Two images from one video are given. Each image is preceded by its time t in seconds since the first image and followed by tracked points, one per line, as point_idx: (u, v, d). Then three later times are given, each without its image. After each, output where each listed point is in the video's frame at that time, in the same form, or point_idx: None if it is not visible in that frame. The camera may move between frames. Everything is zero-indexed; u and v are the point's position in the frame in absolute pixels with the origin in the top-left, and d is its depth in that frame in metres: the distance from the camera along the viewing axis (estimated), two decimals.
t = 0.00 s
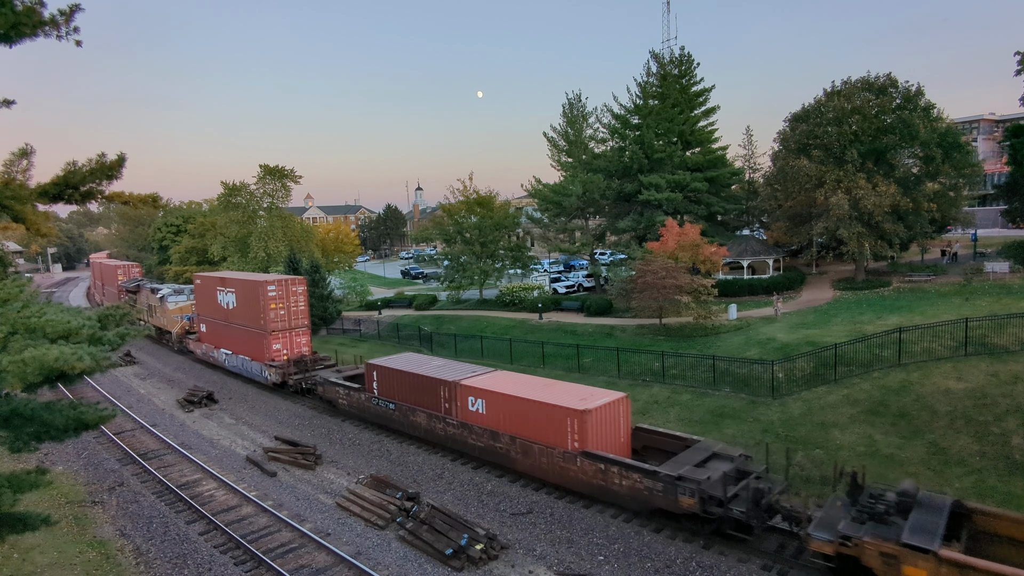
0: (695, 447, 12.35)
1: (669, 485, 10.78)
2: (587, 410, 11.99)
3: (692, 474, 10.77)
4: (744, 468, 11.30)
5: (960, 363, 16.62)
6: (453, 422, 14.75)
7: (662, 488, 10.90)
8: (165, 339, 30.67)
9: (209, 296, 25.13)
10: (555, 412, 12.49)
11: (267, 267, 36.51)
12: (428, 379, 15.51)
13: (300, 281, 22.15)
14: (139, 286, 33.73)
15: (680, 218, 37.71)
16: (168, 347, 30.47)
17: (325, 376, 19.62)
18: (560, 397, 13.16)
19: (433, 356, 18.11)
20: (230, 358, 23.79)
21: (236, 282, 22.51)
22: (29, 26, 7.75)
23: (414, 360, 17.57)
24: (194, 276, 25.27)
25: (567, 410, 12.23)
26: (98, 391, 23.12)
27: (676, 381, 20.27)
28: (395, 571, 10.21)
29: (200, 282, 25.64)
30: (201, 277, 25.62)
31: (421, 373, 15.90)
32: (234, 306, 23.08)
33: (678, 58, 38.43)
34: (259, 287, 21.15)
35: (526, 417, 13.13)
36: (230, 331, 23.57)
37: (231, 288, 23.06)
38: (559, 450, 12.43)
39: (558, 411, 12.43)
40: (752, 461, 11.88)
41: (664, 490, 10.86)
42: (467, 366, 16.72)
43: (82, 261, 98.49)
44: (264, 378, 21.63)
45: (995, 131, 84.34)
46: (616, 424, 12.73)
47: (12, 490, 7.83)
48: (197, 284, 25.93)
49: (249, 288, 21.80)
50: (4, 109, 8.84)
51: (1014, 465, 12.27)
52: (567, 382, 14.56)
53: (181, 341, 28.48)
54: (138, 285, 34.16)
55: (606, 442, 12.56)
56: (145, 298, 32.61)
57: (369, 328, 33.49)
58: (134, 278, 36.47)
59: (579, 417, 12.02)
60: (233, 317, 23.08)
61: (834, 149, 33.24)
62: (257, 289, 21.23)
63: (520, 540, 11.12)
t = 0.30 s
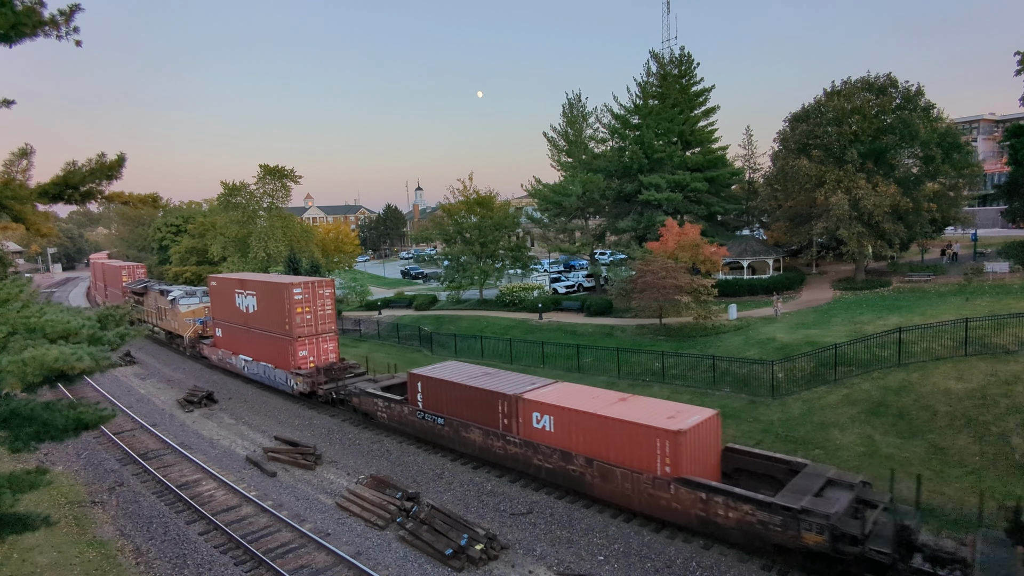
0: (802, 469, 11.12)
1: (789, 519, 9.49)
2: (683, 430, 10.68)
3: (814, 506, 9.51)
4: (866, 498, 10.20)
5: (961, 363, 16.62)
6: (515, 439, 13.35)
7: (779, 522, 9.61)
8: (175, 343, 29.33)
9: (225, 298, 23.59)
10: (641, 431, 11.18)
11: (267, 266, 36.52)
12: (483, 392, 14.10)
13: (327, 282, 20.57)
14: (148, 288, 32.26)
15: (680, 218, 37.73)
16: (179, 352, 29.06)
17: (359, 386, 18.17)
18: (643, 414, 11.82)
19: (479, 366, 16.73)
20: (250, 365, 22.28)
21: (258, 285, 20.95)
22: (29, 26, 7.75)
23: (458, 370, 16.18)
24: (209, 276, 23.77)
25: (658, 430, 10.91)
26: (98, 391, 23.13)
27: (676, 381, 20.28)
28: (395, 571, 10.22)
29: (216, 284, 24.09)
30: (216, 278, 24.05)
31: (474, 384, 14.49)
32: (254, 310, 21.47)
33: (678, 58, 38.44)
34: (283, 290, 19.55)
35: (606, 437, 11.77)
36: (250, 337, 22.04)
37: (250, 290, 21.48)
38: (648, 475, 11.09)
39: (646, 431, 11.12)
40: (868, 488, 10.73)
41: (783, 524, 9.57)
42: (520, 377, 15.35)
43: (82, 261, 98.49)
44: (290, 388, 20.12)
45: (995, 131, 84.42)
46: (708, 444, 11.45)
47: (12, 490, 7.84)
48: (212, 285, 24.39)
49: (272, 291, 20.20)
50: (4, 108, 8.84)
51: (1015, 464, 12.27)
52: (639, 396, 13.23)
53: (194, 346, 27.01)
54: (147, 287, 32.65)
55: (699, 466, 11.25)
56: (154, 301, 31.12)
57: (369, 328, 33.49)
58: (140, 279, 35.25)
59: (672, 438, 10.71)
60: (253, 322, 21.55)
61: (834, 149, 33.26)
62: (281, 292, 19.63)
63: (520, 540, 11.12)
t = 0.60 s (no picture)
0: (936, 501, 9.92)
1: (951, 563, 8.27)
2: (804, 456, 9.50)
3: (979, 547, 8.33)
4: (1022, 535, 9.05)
5: (961, 363, 16.61)
6: (593, 461, 12.06)
7: (937, 567, 8.38)
8: (187, 346, 28.16)
9: (246, 301, 22.22)
10: (751, 456, 10.00)
11: (267, 267, 36.51)
12: (552, 408, 12.81)
13: (358, 285, 19.30)
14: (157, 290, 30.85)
15: (680, 218, 37.72)
16: (193, 357, 27.80)
17: (401, 398, 16.78)
18: (747, 437, 10.62)
19: (536, 378, 15.41)
20: (275, 373, 20.83)
21: (284, 287, 19.64)
22: (29, 26, 7.75)
23: (515, 383, 14.88)
24: (227, 279, 22.51)
25: (773, 456, 9.74)
26: (99, 391, 23.16)
27: (676, 381, 20.28)
28: (395, 571, 10.22)
29: (236, 286, 22.76)
30: (236, 280, 22.71)
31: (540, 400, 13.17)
32: (280, 314, 20.13)
33: (678, 58, 38.42)
34: (314, 293, 18.26)
35: (708, 461, 10.53)
36: (275, 343, 20.69)
37: (276, 293, 20.18)
38: (761, 506, 9.89)
39: (758, 456, 9.92)
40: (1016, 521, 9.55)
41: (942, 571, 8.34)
42: (586, 391, 14.07)
43: (82, 262, 98.55)
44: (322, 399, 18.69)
45: (995, 130, 84.41)
46: (823, 469, 10.26)
47: (12, 490, 7.83)
48: (228, 289, 23.09)
49: (301, 293, 18.91)
50: (4, 109, 8.84)
51: (1015, 464, 12.27)
52: (729, 414, 11.99)
53: (209, 352, 25.70)
54: (156, 289, 31.27)
55: (816, 496, 10.07)
56: (164, 303, 29.76)
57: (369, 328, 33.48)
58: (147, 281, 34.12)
59: (792, 465, 9.53)
60: (278, 327, 20.24)
61: (834, 149, 33.25)
62: (313, 295, 18.34)
63: (520, 541, 11.12)
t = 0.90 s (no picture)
0: None
1: None
2: (964, 489, 8.17)
3: None
4: None
5: (960, 363, 16.63)
6: (691, 489, 10.63)
7: None
8: (200, 352, 26.91)
9: (268, 305, 21.09)
10: (894, 489, 8.64)
11: (267, 267, 36.53)
12: (635, 427, 11.41)
13: (394, 288, 18.28)
14: (168, 293, 29.53)
15: (680, 218, 37.74)
16: (207, 364, 26.48)
17: (450, 412, 15.35)
18: (880, 463, 9.25)
19: (601, 391, 13.97)
20: (302, 383, 19.63)
21: (314, 290, 18.58)
22: (29, 26, 7.75)
23: (583, 398, 13.41)
24: (248, 281, 21.45)
25: (924, 488, 8.39)
26: (99, 391, 23.18)
27: (676, 381, 20.29)
28: (395, 571, 10.22)
29: (257, 290, 21.66)
30: (257, 283, 21.61)
31: (621, 418, 11.69)
32: (309, 319, 19.08)
33: (678, 58, 38.43)
34: (349, 297, 17.22)
35: (835, 491, 9.19)
36: (302, 350, 19.58)
37: (303, 296, 19.13)
38: (908, 546, 8.57)
39: (903, 490, 8.57)
40: None
41: None
42: (665, 407, 12.61)
43: (82, 262, 98.68)
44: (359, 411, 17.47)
45: (995, 130, 84.46)
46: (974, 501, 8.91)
47: (13, 490, 7.83)
48: (248, 291, 22.04)
49: (333, 297, 17.88)
50: (4, 109, 8.85)
51: (1016, 464, 12.27)
52: (845, 434, 10.58)
53: (226, 358, 24.40)
54: (166, 292, 29.98)
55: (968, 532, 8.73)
56: (175, 307, 28.46)
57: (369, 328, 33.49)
58: (155, 283, 32.91)
59: (949, 500, 8.20)
60: (306, 332, 19.17)
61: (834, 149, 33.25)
62: (348, 298, 17.30)
63: (520, 540, 11.13)
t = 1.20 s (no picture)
0: None
1: None
2: None
3: None
4: None
5: (960, 363, 16.63)
6: (816, 523, 9.24)
7: None
8: (216, 357, 25.66)
9: (296, 309, 19.73)
10: None
11: (267, 267, 36.51)
12: (744, 452, 9.96)
13: (438, 291, 16.87)
14: (180, 295, 28.22)
15: (680, 218, 37.75)
16: (225, 370, 25.19)
17: (510, 427, 13.88)
18: None
19: (685, 406, 12.50)
20: (334, 394, 18.26)
21: (350, 293, 17.21)
22: (29, 26, 7.75)
23: (670, 415, 11.91)
24: (273, 283, 20.15)
25: None
26: (99, 391, 23.17)
27: (676, 381, 20.29)
28: (395, 571, 10.22)
29: (282, 293, 20.31)
30: (283, 285, 20.27)
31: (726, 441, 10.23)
32: (343, 324, 17.71)
33: (678, 58, 38.44)
34: (392, 300, 15.86)
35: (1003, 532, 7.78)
36: (335, 358, 18.20)
37: (336, 300, 17.76)
38: None
39: None
40: None
41: None
42: (768, 425, 11.14)
43: (82, 262, 98.69)
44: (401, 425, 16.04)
45: (995, 131, 84.48)
46: None
47: (12, 490, 7.82)
48: (272, 294, 20.71)
49: (371, 301, 16.52)
50: (4, 109, 8.84)
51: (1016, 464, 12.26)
52: (1000, 461, 9.09)
53: (246, 364, 23.07)
54: (179, 294, 28.65)
55: None
56: (189, 310, 27.17)
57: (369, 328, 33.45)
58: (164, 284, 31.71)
59: None
60: (341, 340, 17.78)
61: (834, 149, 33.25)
62: (389, 302, 15.92)
63: (520, 540, 11.13)
